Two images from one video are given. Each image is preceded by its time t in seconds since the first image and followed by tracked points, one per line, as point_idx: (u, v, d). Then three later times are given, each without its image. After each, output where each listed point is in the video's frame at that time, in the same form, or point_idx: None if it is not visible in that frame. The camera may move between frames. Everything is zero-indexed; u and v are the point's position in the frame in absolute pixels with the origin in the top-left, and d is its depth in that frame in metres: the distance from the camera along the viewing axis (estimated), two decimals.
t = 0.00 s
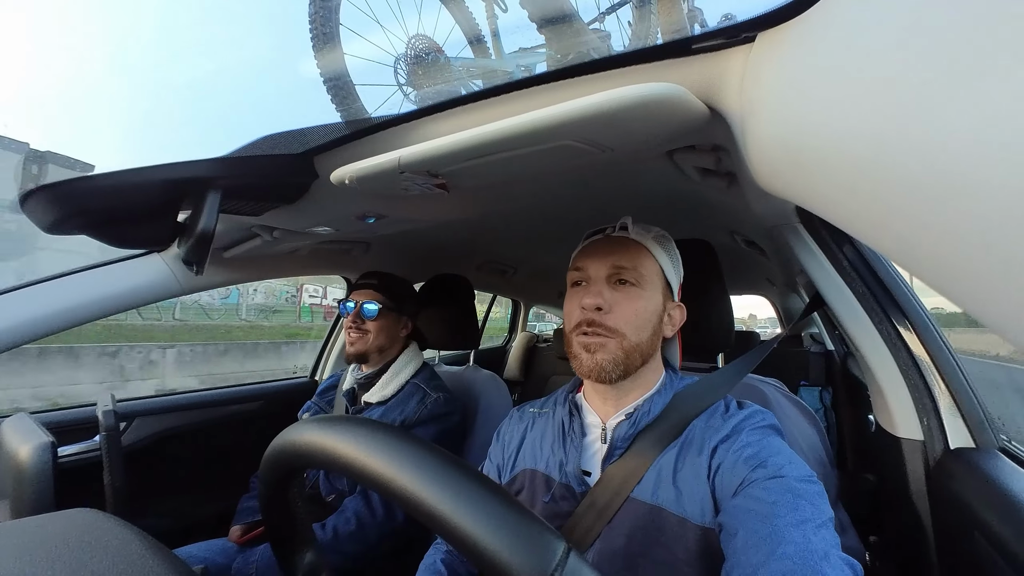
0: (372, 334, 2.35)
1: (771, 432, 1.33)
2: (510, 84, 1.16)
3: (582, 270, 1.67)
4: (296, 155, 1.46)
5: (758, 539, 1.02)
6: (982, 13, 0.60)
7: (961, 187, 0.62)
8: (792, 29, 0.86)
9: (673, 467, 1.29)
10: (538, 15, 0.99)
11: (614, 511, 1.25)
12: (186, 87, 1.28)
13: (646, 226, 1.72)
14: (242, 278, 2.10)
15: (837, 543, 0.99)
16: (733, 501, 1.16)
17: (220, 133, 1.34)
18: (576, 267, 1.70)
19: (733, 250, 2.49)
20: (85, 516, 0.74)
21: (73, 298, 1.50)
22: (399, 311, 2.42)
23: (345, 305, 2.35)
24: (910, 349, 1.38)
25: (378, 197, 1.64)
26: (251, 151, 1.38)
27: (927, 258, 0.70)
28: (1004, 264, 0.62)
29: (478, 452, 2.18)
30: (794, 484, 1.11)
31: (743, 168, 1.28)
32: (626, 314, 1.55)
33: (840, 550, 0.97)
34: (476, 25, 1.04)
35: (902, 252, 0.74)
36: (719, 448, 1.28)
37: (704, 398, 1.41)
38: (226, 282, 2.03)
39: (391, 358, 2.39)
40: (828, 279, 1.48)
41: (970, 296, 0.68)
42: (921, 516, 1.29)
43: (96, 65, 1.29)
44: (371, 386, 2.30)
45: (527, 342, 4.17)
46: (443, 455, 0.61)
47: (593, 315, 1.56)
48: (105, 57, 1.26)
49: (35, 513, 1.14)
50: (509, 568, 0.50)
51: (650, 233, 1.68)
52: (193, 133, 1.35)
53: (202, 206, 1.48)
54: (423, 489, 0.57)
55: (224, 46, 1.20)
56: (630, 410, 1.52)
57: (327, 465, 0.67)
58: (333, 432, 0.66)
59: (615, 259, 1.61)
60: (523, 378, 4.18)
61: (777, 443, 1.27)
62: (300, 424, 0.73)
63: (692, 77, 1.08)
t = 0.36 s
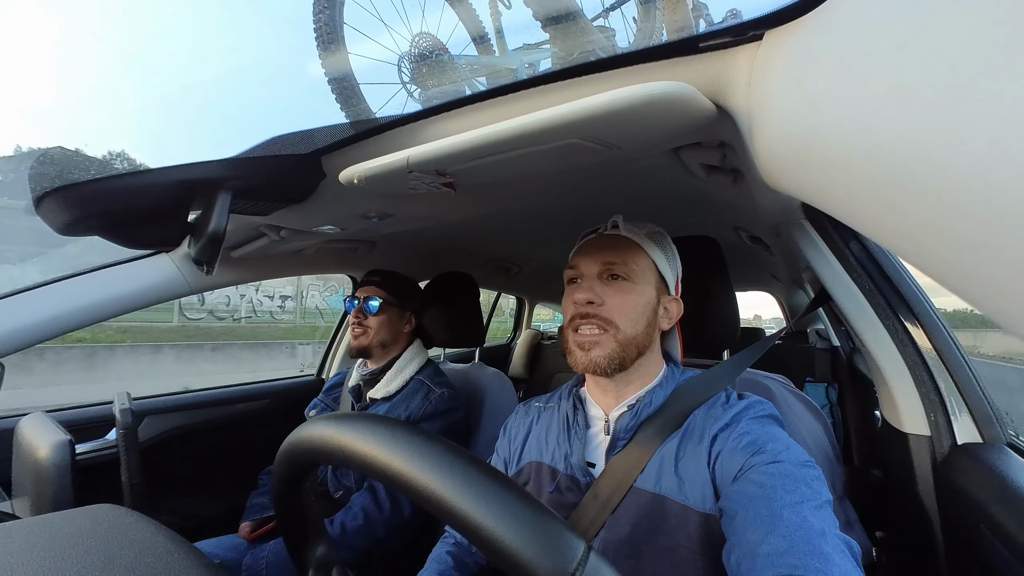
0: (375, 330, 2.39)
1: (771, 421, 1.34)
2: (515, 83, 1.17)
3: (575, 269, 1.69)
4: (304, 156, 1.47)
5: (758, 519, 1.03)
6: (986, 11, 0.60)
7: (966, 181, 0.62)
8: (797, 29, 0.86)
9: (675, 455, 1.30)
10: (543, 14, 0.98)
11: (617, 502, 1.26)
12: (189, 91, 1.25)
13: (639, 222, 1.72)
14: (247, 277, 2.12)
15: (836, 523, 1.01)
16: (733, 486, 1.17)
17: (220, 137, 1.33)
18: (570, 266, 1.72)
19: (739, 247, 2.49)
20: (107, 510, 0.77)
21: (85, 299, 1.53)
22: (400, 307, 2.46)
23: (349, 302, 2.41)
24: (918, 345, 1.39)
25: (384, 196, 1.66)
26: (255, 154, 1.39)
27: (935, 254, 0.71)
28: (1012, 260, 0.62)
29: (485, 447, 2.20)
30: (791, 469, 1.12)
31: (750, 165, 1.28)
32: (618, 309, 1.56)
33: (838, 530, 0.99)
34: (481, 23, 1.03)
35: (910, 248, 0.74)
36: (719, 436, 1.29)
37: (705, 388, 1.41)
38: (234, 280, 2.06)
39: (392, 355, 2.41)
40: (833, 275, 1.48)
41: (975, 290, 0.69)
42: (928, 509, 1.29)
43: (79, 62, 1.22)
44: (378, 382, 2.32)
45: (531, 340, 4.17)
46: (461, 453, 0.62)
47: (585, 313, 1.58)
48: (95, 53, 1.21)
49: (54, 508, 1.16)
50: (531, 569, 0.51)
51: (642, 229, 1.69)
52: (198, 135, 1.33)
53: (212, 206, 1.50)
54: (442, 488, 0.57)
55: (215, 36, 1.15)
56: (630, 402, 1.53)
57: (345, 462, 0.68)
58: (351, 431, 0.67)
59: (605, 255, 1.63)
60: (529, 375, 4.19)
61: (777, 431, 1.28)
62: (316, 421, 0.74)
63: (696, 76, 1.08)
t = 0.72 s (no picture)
0: (376, 323, 2.40)
1: (772, 425, 1.33)
2: (520, 79, 1.16)
3: (570, 270, 1.69)
4: (307, 150, 1.47)
5: (757, 528, 1.03)
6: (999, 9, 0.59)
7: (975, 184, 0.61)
8: (804, 24, 0.85)
9: (674, 459, 1.30)
10: (550, 9, 0.97)
11: (617, 503, 1.26)
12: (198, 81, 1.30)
13: (635, 222, 1.71)
14: (252, 271, 2.12)
15: (835, 532, 1.01)
16: (732, 492, 1.16)
17: (224, 132, 1.37)
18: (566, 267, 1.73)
19: (743, 246, 2.47)
20: (107, 501, 0.77)
21: (88, 289, 1.53)
22: (402, 302, 2.47)
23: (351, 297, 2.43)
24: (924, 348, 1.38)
25: (388, 191, 1.65)
26: (259, 147, 1.40)
27: (942, 257, 0.70)
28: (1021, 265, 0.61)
29: (486, 443, 2.20)
30: (791, 475, 1.11)
31: (755, 164, 1.27)
32: (611, 310, 1.56)
33: (837, 539, 0.99)
34: (488, 18, 1.02)
35: (916, 250, 0.73)
36: (719, 440, 1.28)
37: (707, 393, 1.41)
38: (239, 273, 2.06)
39: (395, 351, 2.41)
40: (839, 276, 1.46)
41: (982, 294, 0.68)
42: (930, 513, 1.28)
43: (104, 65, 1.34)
44: (379, 377, 2.33)
45: (534, 337, 4.20)
46: (462, 450, 0.62)
47: (579, 314, 1.58)
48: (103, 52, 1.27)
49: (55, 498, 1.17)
50: (532, 570, 0.51)
51: (637, 229, 1.68)
52: (203, 129, 1.37)
53: (215, 200, 1.50)
54: (446, 487, 0.57)
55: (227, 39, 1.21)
56: (630, 403, 1.52)
57: (345, 456, 0.68)
58: (352, 425, 0.67)
59: (599, 256, 1.63)
60: (531, 372, 4.19)
61: (776, 436, 1.27)
62: (317, 414, 0.74)
63: (702, 73, 1.07)
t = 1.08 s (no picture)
0: (383, 322, 2.41)
1: (779, 425, 1.33)
2: (521, 80, 1.16)
3: (583, 264, 1.69)
4: (309, 151, 1.47)
5: (765, 526, 1.03)
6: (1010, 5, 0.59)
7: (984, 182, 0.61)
8: (809, 23, 0.85)
9: (681, 458, 1.29)
10: (550, 8, 0.99)
11: (622, 502, 1.26)
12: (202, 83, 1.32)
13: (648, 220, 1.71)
14: (255, 273, 2.13)
15: (844, 530, 1.00)
16: (740, 491, 1.16)
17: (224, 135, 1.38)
18: (579, 262, 1.72)
19: (747, 245, 2.47)
20: (112, 502, 0.77)
21: (92, 292, 1.54)
22: (409, 303, 2.48)
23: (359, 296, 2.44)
24: (927, 345, 1.37)
25: (390, 192, 1.66)
26: (261, 149, 1.39)
27: (951, 255, 0.70)
28: None
29: (489, 443, 2.20)
30: (799, 473, 1.11)
31: (758, 162, 1.26)
32: (624, 306, 1.56)
33: (847, 535, 0.98)
34: (488, 18, 1.04)
35: (923, 249, 0.73)
36: (726, 440, 1.28)
37: (713, 393, 1.41)
38: (242, 275, 2.07)
39: (401, 351, 2.43)
40: (841, 274, 1.46)
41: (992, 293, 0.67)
42: (936, 513, 1.27)
43: (106, 70, 1.37)
44: (383, 377, 2.33)
45: (535, 337, 4.20)
46: (465, 450, 0.62)
47: (591, 308, 1.58)
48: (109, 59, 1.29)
49: (60, 499, 1.18)
50: (534, 568, 0.51)
51: (650, 226, 1.68)
52: (207, 133, 1.39)
53: (218, 202, 1.50)
54: (448, 487, 0.57)
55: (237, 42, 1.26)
56: (636, 402, 1.52)
57: (348, 457, 0.68)
58: (355, 426, 0.67)
59: (613, 252, 1.62)
60: (533, 372, 4.18)
61: (784, 434, 1.26)
62: (320, 415, 0.74)
63: (706, 70, 1.06)
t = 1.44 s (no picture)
0: (383, 331, 2.41)
1: (784, 428, 1.31)
2: (523, 83, 1.15)
3: (582, 271, 1.67)
4: (311, 156, 1.47)
5: (770, 533, 1.01)
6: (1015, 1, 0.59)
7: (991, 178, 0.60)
8: (809, 22, 0.85)
9: (685, 464, 1.28)
10: (549, 12, 1.00)
11: (627, 507, 1.25)
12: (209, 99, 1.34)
13: (645, 223, 1.71)
14: (257, 279, 2.13)
15: (850, 535, 0.99)
16: (745, 496, 1.15)
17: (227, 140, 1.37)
18: (577, 268, 1.71)
19: (750, 246, 2.45)
20: (118, 509, 0.77)
21: (97, 299, 1.55)
22: (410, 309, 2.48)
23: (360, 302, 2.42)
24: (935, 345, 1.36)
25: (391, 196, 1.66)
26: (263, 155, 1.39)
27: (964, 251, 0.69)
28: None
29: (494, 448, 2.19)
30: (804, 478, 1.10)
31: (762, 162, 1.26)
32: (626, 312, 1.55)
33: (853, 543, 0.97)
34: (488, 23, 1.06)
35: (932, 246, 0.72)
36: (730, 444, 1.27)
37: (717, 395, 1.39)
38: (245, 281, 2.08)
39: (403, 356, 2.42)
40: (847, 274, 1.45)
41: (1001, 289, 0.66)
42: (947, 516, 1.25)
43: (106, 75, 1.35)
44: (385, 383, 2.32)
45: (540, 340, 4.18)
46: (467, 455, 0.61)
47: (593, 316, 1.56)
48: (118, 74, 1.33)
49: (63, 507, 1.17)
50: None
51: (647, 229, 1.68)
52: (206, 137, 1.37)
53: (221, 207, 1.51)
54: (457, 495, 0.56)
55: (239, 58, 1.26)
56: (639, 407, 1.51)
57: (352, 464, 0.67)
58: (358, 432, 0.67)
59: (612, 258, 1.61)
60: (537, 376, 4.16)
61: (789, 438, 1.25)
62: (323, 421, 0.73)
63: (708, 71, 1.06)
